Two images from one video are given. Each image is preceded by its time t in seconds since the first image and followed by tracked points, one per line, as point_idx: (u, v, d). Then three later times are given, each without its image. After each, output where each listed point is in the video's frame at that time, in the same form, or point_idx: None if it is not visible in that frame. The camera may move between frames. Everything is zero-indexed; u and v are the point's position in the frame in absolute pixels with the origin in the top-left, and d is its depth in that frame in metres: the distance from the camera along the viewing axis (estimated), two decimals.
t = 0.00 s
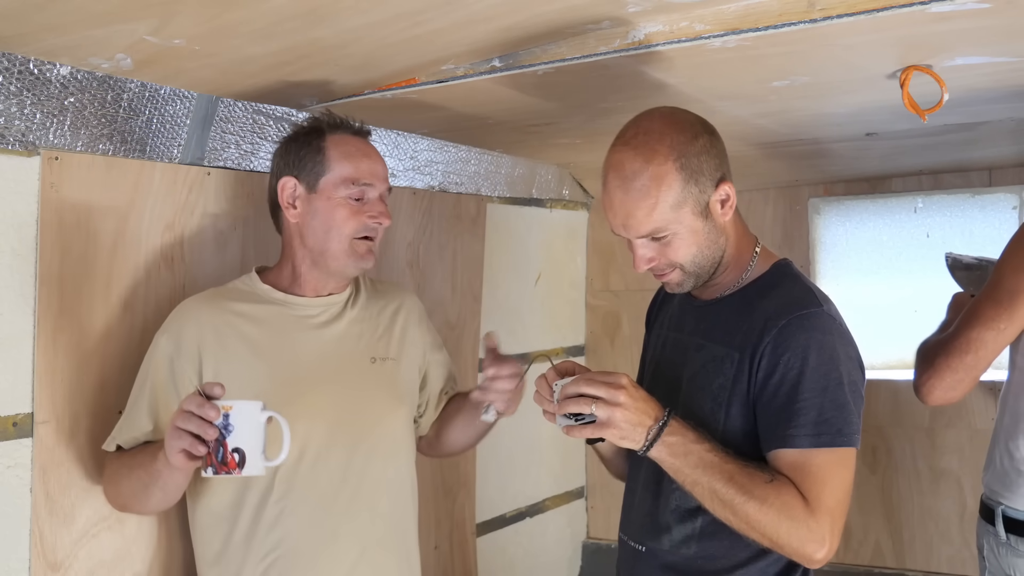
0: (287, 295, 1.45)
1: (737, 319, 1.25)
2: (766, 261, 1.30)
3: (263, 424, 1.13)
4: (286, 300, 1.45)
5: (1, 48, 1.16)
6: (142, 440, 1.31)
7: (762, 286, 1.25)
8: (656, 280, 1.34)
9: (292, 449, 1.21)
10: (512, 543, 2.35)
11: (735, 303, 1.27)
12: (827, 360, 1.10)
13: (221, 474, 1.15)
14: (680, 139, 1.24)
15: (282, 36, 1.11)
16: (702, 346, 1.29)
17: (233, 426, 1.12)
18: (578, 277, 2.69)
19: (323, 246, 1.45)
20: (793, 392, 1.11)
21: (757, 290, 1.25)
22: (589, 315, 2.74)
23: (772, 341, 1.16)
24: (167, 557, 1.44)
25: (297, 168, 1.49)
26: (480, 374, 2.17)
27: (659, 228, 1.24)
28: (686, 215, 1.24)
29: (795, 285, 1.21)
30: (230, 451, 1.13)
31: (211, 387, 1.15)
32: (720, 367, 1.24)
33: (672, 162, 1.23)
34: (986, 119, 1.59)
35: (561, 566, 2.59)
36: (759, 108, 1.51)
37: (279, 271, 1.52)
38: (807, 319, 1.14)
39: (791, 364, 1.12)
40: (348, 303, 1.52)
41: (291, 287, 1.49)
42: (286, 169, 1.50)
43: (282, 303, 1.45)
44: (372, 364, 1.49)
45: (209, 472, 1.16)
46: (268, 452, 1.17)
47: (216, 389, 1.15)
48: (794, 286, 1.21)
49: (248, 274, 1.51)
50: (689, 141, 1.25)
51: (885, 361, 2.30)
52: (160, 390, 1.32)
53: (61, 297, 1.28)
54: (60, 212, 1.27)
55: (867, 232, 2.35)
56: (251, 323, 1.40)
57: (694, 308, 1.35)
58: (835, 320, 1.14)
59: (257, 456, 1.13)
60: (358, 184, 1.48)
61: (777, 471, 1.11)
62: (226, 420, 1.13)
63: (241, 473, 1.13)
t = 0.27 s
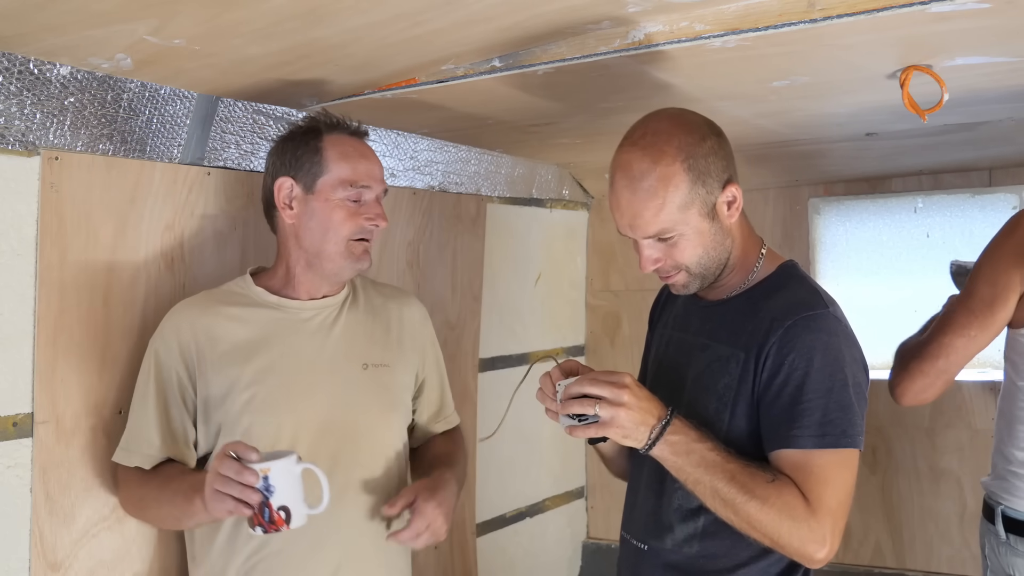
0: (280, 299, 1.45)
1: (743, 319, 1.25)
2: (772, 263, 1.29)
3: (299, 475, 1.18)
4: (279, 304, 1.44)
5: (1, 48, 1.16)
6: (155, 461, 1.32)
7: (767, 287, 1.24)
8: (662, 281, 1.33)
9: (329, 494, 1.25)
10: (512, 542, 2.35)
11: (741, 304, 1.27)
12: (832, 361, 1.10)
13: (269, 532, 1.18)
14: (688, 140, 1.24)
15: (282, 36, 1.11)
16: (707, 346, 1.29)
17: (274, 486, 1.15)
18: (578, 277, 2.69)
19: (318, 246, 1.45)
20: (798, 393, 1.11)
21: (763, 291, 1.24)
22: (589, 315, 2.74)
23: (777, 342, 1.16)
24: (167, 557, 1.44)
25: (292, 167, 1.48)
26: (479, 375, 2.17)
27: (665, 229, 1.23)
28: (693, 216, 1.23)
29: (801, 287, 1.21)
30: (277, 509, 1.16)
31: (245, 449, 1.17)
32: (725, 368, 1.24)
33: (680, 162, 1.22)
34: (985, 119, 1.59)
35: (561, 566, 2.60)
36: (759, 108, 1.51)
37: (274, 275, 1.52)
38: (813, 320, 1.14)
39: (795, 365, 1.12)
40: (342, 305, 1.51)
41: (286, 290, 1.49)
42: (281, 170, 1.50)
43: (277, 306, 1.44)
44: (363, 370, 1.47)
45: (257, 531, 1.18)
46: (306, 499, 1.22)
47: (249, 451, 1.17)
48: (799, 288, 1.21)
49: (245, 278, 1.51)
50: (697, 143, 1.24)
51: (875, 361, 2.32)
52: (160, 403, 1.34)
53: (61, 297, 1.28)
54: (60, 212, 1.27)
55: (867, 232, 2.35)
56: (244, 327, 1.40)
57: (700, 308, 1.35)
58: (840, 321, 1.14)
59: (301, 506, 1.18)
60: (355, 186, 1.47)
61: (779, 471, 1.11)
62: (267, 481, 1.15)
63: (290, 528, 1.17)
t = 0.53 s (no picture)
0: (279, 300, 1.44)
1: (744, 318, 1.25)
2: (773, 264, 1.29)
3: (327, 492, 1.22)
4: (278, 304, 1.44)
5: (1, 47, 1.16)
6: (165, 467, 1.33)
7: (769, 286, 1.24)
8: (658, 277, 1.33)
9: (354, 507, 1.29)
10: (512, 542, 2.35)
11: (741, 304, 1.27)
12: (833, 360, 1.11)
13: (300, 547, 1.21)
14: (698, 135, 1.24)
15: (282, 36, 1.11)
16: (709, 345, 1.29)
17: (307, 504, 1.18)
18: (578, 277, 2.69)
19: (317, 246, 1.45)
20: (799, 391, 1.11)
21: (764, 291, 1.24)
22: (589, 315, 2.74)
23: (779, 340, 1.16)
24: (167, 557, 1.44)
25: (287, 168, 1.48)
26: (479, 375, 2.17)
27: (668, 222, 1.23)
28: (697, 211, 1.23)
29: (803, 286, 1.22)
30: (308, 526, 1.19)
31: (279, 469, 1.19)
32: (726, 367, 1.24)
33: (688, 157, 1.23)
34: (985, 119, 1.59)
35: (561, 566, 2.60)
36: (759, 108, 1.51)
37: (272, 277, 1.52)
38: (815, 319, 1.14)
39: (797, 363, 1.12)
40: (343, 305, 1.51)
41: (286, 291, 1.49)
42: (276, 170, 1.49)
43: (275, 307, 1.44)
44: (361, 372, 1.45)
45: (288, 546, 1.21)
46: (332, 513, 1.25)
47: (281, 469, 1.20)
48: (802, 288, 1.21)
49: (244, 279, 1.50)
50: (706, 139, 1.24)
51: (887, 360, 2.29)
52: (164, 410, 1.35)
53: (61, 297, 1.28)
54: (60, 212, 1.27)
55: (867, 232, 2.35)
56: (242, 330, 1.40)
57: (701, 308, 1.35)
58: (841, 321, 1.15)
59: (330, 523, 1.21)
60: (352, 182, 1.48)
61: (779, 469, 1.11)
62: (300, 500, 1.18)
63: (320, 543, 1.20)
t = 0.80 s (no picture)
0: (279, 298, 1.45)
1: (742, 317, 1.25)
2: (770, 263, 1.29)
3: (320, 482, 1.21)
4: (279, 303, 1.44)
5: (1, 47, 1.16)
6: (170, 465, 1.34)
7: (767, 285, 1.24)
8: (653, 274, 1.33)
9: (349, 501, 1.28)
10: (512, 542, 2.35)
11: (739, 303, 1.27)
12: (832, 357, 1.11)
13: (291, 536, 1.21)
14: (700, 131, 1.24)
15: (283, 36, 1.10)
16: (706, 345, 1.29)
17: (298, 492, 1.18)
18: (578, 277, 2.69)
19: (307, 245, 1.45)
20: (799, 388, 1.11)
21: (761, 290, 1.24)
22: (589, 315, 2.74)
23: (778, 337, 1.16)
24: (167, 557, 1.44)
25: (285, 166, 1.48)
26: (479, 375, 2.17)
27: (666, 216, 1.23)
28: (695, 207, 1.23)
29: (802, 285, 1.22)
30: (299, 514, 1.18)
31: (273, 457, 1.21)
32: (724, 365, 1.24)
33: (688, 152, 1.23)
34: (985, 119, 1.59)
35: (561, 566, 2.60)
36: (759, 108, 1.51)
37: (273, 278, 1.52)
38: (815, 316, 1.14)
39: (797, 360, 1.12)
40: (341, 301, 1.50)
41: (285, 290, 1.49)
42: (274, 168, 1.50)
43: (275, 306, 1.44)
44: (361, 366, 1.45)
45: (280, 535, 1.21)
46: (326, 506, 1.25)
47: (275, 457, 1.21)
48: (800, 286, 1.22)
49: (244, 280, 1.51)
50: (708, 136, 1.25)
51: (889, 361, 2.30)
52: (167, 409, 1.36)
53: (61, 297, 1.28)
54: (60, 212, 1.27)
55: (867, 232, 2.35)
56: (239, 329, 1.41)
57: (697, 308, 1.35)
58: (840, 318, 1.15)
59: (321, 512, 1.21)
60: (344, 183, 1.46)
61: (778, 466, 1.11)
62: (291, 487, 1.18)
63: (311, 533, 1.20)
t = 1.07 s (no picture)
0: (267, 301, 1.45)
1: (739, 316, 1.25)
2: (766, 262, 1.29)
3: (312, 484, 1.21)
4: (267, 305, 1.45)
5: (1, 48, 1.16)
6: (168, 466, 1.35)
7: (763, 284, 1.25)
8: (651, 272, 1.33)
9: (339, 504, 1.28)
10: (512, 542, 2.35)
11: (736, 302, 1.27)
12: (829, 356, 1.11)
13: (281, 536, 1.21)
14: (698, 129, 1.24)
15: (283, 36, 1.10)
16: (704, 345, 1.29)
17: (290, 493, 1.18)
18: (578, 277, 2.69)
19: (284, 249, 1.45)
20: (797, 388, 1.11)
21: (758, 289, 1.24)
22: (589, 315, 2.74)
23: (776, 337, 1.16)
24: (167, 557, 1.44)
25: (268, 169, 1.49)
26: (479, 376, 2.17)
27: (663, 214, 1.23)
28: (692, 205, 1.23)
29: (799, 284, 1.22)
30: (289, 515, 1.19)
31: (266, 455, 1.22)
32: (723, 365, 1.24)
33: (685, 150, 1.23)
34: (986, 119, 1.59)
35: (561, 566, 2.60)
36: (759, 108, 1.51)
37: (262, 280, 1.52)
38: (812, 315, 1.14)
39: (794, 359, 1.12)
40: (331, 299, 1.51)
41: (274, 291, 1.50)
42: (261, 170, 1.51)
43: (262, 309, 1.45)
44: (349, 363, 1.46)
45: (270, 535, 1.21)
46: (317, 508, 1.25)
47: (269, 456, 1.22)
48: (797, 286, 1.22)
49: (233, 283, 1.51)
50: (704, 134, 1.25)
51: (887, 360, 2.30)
52: (163, 408, 1.37)
53: (61, 297, 1.28)
54: (60, 212, 1.27)
55: (867, 232, 2.35)
56: (229, 330, 1.42)
57: (694, 308, 1.35)
58: (837, 317, 1.15)
59: (312, 515, 1.21)
60: (321, 190, 1.46)
61: (777, 466, 1.11)
62: (283, 488, 1.18)
63: (301, 534, 1.20)
